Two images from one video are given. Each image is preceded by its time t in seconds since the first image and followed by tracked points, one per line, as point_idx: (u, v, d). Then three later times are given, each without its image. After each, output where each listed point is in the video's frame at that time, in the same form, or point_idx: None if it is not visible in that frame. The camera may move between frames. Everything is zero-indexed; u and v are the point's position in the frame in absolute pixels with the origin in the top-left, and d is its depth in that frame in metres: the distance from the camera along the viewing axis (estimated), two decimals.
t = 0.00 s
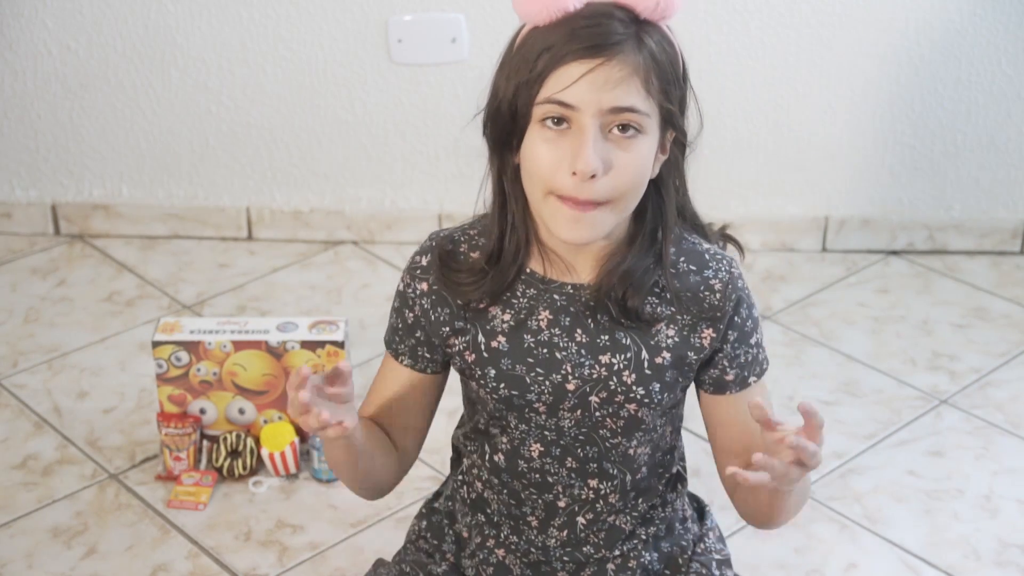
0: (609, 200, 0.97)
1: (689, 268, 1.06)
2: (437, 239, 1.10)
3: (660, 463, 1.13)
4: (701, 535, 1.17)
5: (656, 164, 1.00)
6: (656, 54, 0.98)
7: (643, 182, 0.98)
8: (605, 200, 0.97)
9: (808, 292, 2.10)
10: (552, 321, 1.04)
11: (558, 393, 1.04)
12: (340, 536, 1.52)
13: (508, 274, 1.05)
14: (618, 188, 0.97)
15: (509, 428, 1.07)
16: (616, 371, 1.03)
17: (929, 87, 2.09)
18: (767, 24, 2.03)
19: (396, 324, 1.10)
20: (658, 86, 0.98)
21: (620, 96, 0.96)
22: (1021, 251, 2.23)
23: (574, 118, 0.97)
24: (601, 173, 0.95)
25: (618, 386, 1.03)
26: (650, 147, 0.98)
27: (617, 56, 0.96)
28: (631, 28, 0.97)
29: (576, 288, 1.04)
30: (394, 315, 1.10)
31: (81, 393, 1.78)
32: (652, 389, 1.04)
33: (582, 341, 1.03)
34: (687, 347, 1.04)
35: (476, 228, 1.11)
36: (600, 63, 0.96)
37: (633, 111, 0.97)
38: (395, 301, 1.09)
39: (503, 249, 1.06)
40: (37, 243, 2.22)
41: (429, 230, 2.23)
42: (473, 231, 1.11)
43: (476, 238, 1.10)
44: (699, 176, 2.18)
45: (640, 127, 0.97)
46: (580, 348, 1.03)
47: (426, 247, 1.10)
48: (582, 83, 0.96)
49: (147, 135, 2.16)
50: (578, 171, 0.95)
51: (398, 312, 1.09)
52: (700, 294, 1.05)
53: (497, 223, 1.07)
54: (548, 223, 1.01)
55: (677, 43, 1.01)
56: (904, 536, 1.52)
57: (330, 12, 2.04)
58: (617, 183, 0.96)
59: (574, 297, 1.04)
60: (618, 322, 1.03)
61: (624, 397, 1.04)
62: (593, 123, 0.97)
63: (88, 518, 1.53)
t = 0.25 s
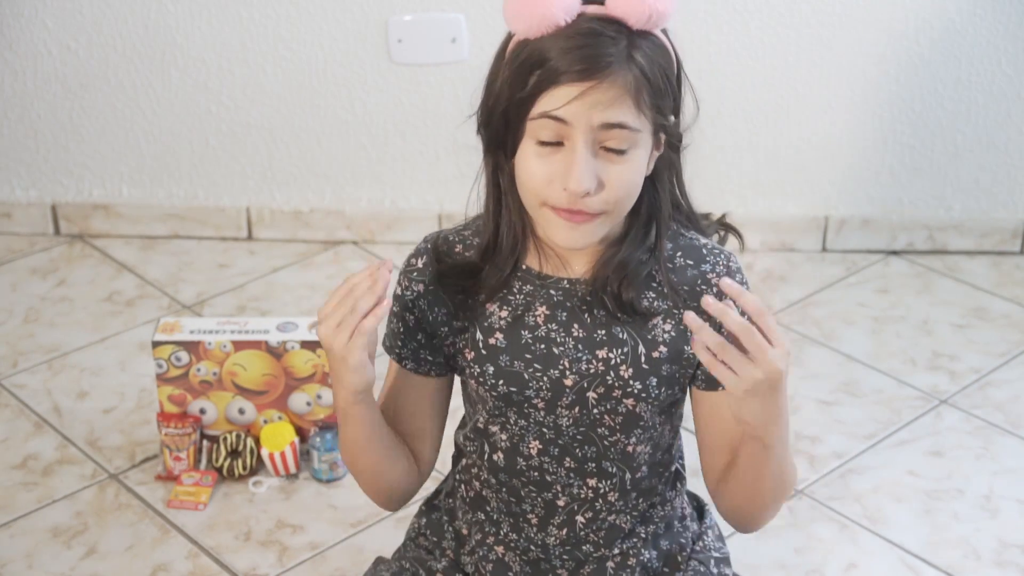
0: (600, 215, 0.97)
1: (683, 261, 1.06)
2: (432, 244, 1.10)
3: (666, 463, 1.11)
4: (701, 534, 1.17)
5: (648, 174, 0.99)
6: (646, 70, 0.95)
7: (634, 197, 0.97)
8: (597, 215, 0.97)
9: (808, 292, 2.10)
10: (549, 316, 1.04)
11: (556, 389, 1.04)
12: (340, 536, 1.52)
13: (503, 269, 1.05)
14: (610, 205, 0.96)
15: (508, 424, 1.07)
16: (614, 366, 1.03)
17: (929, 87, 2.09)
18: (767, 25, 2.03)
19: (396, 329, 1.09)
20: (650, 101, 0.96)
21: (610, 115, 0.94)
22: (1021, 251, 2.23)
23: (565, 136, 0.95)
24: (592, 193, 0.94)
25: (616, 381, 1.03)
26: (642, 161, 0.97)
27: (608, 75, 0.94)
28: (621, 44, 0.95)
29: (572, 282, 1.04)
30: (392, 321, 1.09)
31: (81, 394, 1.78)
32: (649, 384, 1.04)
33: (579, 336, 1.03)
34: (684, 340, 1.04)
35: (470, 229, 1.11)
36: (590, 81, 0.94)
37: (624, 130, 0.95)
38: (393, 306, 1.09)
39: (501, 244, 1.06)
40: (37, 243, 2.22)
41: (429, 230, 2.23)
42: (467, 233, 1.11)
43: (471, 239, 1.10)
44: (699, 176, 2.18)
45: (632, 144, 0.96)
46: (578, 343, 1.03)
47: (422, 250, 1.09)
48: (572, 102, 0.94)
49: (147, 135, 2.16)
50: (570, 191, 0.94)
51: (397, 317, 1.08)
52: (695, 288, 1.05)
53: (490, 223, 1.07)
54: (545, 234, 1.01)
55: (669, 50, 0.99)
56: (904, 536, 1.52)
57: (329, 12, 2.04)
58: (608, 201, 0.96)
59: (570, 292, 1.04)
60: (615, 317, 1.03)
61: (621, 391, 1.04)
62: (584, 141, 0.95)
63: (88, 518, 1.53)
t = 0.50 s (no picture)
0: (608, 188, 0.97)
1: (683, 272, 1.06)
2: (434, 248, 1.10)
3: (665, 463, 1.12)
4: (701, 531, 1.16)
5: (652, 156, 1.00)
6: (651, 45, 0.99)
7: (641, 170, 0.98)
8: (605, 186, 0.97)
9: (808, 292, 2.10)
10: (549, 329, 1.04)
11: (558, 400, 1.04)
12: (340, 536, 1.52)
13: (504, 279, 1.05)
14: (618, 173, 0.97)
15: (510, 433, 1.08)
16: (615, 378, 1.03)
17: (929, 87, 2.09)
18: (768, 25, 2.03)
19: (397, 334, 1.09)
20: (653, 77, 0.99)
21: (616, 80, 0.97)
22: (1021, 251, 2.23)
23: (571, 106, 0.97)
24: (601, 156, 0.96)
25: (617, 393, 1.04)
26: (647, 136, 0.98)
27: (612, 45, 0.97)
28: (623, 21, 0.99)
29: (571, 295, 1.04)
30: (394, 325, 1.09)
31: (81, 393, 1.78)
32: (651, 396, 1.04)
33: (581, 348, 1.03)
34: (683, 353, 1.05)
35: (471, 235, 1.11)
36: (595, 50, 0.97)
37: (629, 98, 0.97)
38: (394, 313, 1.09)
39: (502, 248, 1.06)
40: (37, 243, 2.22)
41: (429, 230, 2.23)
42: (469, 238, 1.11)
43: (472, 246, 1.10)
44: (699, 177, 2.18)
45: (637, 114, 0.98)
46: (579, 355, 1.03)
47: (423, 257, 1.09)
48: (578, 68, 0.97)
49: (147, 135, 2.16)
50: (579, 153, 0.95)
51: (398, 321, 1.09)
52: (695, 298, 1.05)
53: (492, 230, 1.07)
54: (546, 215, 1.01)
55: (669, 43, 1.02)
56: (904, 536, 1.52)
57: (330, 12, 2.04)
58: (616, 168, 0.97)
59: (570, 303, 1.04)
60: (616, 330, 1.03)
61: (623, 403, 1.04)
62: (591, 109, 0.97)
63: (88, 518, 1.53)
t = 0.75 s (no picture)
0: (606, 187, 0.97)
1: (681, 264, 1.07)
2: (428, 252, 1.08)
3: (662, 463, 1.12)
4: (700, 532, 1.17)
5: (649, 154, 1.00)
6: (646, 45, 0.99)
7: (640, 170, 0.98)
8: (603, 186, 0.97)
9: (808, 292, 2.10)
10: (549, 329, 1.04)
11: (558, 401, 1.04)
12: (340, 536, 1.52)
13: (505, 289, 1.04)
14: (616, 174, 0.97)
15: (509, 439, 1.07)
16: (614, 376, 1.04)
17: (929, 87, 2.09)
18: (767, 25, 2.03)
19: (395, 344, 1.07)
20: (649, 76, 0.99)
21: (612, 81, 0.97)
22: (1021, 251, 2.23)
23: (567, 108, 0.97)
24: (598, 158, 0.95)
25: (617, 391, 1.04)
26: (644, 135, 0.98)
27: (606, 46, 0.97)
28: (618, 20, 0.98)
29: (571, 296, 1.04)
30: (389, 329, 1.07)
31: (81, 393, 1.78)
32: (651, 394, 1.04)
33: (580, 347, 1.04)
34: (684, 348, 1.04)
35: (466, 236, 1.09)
36: (590, 50, 0.97)
37: (625, 98, 0.97)
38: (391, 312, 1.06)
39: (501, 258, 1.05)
40: (37, 243, 2.22)
41: (429, 229, 2.23)
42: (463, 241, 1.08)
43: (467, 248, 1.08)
44: (699, 177, 2.18)
45: (634, 114, 0.98)
46: (578, 354, 1.04)
47: (417, 262, 1.07)
48: (573, 70, 0.96)
49: (147, 135, 2.16)
50: (576, 156, 0.95)
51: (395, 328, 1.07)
52: (694, 288, 1.06)
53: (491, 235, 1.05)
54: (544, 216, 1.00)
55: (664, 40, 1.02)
56: (904, 536, 1.52)
57: (330, 12, 2.04)
58: (614, 169, 0.96)
59: (569, 303, 1.04)
60: (615, 327, 1.03)
61: (622, 402, 1.04)
62: (587, 110, 0.97)
63: (88, 518, 1.53)
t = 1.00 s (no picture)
0: (609, 194, 0.97)
1: (684, 266, 1.06)
2: (433, 232, 1.09)
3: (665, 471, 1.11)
4: (701, 536, 1.17)
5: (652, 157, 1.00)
6: (648, 45, 0.98)
7: (643, 175, 0.98)
8: (606, 192, 0.97)
9: (808, 292, 2.10)
10: (546, 321, 1.04)
11: (554, 393, 1.04)
12: (340, 536, 1.52)
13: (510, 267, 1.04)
14: (619, 181, 0.97)
15: (505, 432, 1.07)
16: (612, 371, 1.04)
17: (929, 87, 2.09)
18: (768, 25, 2.03)
19: (384, 315, 1.07)
20: (652, 79, 0.99)
21: (614, 89, 0.96)
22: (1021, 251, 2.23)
23: (570, 114, 0.97)
24: (602, 166, 0.96)
25: (614, 387, 1.04)
26: (648, 140, 0.98)
27: (610, 50, 0.97)
28: (621, 22, 0.98)
29: (566, 287, 1.04)
30: (382, 307, 1.07)
31: (81, 393, 1.78)
32: (648, 390, 1.04)
33: (577, 341, 1.04)
34: (683, 345, 1.04)
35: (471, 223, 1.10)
36: (593, 55, 0.96)
37: (629, 104, 0.97)
38: (386, 293, 1.07)
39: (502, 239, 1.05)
40: (37, 243, 2.22)
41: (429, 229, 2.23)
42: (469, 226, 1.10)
43: (472, 234, 1.09)
44: (699, 177, 2.18)
45: (638, 120, 0.98)
46: (575, 348, 1.04)
47: (421, 240, 1.08)
48: (577, 76, 0.96)
49: (148, 136, 2.16)
50: (579, 164, 0.95)
51: (389, 304, 1.07)
52: (694, 290, 1.05)
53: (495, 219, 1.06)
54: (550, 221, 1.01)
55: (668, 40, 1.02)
56: (904, 536, 1.52)
57: (330, 12, 2.04)
58: (617, 175, 0.97)
59: (567, 296, 1.04)
60: (613, 322, 1.03)
61: (619, 398, 1.04)
62: (591, 117, 0.97)
63: (88, 518, 1.53)
